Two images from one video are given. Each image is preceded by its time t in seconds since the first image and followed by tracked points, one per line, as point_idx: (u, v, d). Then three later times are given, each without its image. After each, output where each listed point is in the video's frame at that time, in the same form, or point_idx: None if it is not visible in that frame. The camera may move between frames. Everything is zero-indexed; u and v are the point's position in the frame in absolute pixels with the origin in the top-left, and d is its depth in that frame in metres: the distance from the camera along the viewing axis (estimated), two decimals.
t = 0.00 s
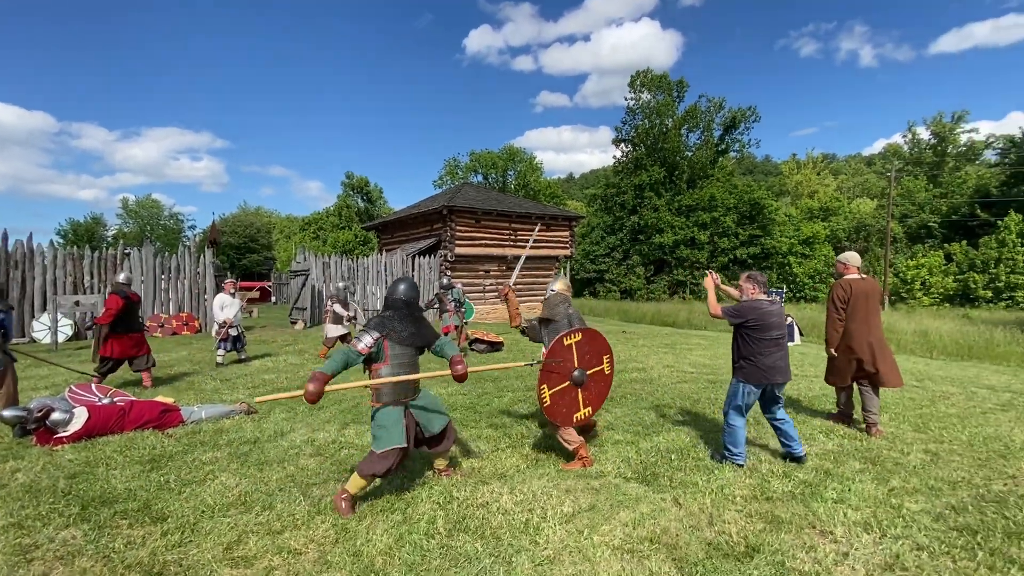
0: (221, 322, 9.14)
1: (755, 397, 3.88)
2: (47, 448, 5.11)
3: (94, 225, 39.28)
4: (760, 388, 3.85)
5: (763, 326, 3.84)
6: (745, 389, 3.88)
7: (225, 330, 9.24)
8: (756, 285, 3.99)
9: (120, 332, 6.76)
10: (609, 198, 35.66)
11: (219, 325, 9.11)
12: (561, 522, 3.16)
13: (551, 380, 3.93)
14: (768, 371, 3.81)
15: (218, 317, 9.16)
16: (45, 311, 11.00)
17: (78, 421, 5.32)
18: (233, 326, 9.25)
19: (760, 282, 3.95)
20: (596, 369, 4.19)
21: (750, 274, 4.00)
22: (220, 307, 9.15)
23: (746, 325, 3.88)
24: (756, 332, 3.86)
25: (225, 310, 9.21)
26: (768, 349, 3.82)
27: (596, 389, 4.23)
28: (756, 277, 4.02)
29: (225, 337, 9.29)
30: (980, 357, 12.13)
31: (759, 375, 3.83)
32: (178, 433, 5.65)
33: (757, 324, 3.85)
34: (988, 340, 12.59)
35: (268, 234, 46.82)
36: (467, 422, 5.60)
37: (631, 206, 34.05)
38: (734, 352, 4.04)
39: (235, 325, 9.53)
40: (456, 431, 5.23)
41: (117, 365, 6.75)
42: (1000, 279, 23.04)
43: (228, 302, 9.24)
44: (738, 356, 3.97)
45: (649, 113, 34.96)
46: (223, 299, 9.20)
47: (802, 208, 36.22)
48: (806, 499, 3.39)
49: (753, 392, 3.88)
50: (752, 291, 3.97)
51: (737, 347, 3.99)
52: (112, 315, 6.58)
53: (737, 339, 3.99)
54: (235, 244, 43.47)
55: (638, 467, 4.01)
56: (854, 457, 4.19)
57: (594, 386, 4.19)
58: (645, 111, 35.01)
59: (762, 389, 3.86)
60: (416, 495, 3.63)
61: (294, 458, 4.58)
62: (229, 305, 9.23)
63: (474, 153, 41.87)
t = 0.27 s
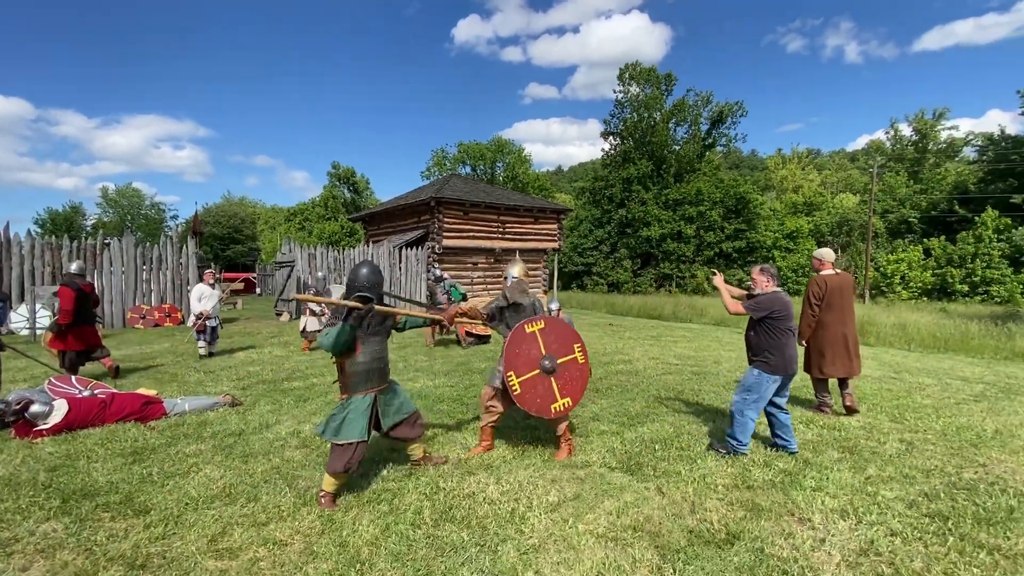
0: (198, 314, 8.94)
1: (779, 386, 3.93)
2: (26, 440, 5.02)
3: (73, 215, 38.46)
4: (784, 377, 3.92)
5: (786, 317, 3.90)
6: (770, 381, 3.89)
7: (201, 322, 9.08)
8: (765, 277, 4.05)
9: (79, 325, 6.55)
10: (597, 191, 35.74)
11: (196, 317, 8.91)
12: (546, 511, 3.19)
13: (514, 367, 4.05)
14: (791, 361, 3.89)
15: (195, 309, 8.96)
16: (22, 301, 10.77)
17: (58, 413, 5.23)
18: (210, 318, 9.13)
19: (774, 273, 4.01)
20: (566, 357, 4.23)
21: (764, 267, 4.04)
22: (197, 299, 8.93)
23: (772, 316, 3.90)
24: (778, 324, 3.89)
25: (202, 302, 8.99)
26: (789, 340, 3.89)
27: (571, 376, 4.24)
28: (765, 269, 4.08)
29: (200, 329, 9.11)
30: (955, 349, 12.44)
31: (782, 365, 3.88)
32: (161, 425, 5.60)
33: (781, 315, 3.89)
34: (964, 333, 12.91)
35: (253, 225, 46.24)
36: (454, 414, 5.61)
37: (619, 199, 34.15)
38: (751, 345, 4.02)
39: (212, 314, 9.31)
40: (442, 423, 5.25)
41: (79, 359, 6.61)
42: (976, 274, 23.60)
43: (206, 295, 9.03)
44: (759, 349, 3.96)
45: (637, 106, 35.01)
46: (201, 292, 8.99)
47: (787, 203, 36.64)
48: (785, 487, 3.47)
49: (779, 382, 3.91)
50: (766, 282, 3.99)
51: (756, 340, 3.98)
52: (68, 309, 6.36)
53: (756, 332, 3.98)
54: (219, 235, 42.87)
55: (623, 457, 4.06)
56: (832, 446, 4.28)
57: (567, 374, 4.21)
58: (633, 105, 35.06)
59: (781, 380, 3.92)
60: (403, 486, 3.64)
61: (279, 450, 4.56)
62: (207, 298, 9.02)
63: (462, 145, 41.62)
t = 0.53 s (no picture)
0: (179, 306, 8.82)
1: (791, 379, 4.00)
2: (12, 433, 4.99)
3: (57, 205, 37.80)
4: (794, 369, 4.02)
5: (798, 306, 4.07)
6: (784, 372, 3.97)
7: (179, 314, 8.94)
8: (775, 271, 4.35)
9: (46, 318, 6.46)
10: (588, 184, 35.75)
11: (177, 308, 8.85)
12: (535, 501, 3.24)
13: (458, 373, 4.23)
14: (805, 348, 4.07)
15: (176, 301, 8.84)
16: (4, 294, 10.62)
17: (44, 406, 5.20)
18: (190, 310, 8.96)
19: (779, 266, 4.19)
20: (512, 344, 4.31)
21: (775, 259, 4.33)
22: (179, 290, 8.87)
23: (787, 306, 4.04)
24: (791, 313, 4.06)
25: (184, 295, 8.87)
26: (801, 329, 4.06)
27: (524, 355, 4.35)
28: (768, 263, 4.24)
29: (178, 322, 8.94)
30: (938, 343, 12.68)
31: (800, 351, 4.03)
32: (149, 418, 5.58)
33: (794, 305, 4.05)
34: (946, 326, 13.15)
35: (242, 217, 45.78)
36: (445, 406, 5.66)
37: (611, 192, 34.17)
38: (762, 337, 4.10)
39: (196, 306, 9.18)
40: (435, 415, 5.29)
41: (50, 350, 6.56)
42: (960, 268, 24.01)
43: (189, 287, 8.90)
44: (771, 341, 4.03)
45: (629, 99, 34.99)
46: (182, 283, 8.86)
47: (776, 197, 36.92)
48: (769, 477, 3.54)
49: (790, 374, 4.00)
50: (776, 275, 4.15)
51: (768, 331, 4.07)
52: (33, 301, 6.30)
53: (768, 323, 4.09)
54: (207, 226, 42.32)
55: (612, 448, 4.12)
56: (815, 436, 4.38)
57: (517, 356, 4.31)
58: (625, 98, 35.04)
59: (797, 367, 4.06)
60: (395, 477, 3.68)
61: (270, 443, 4.57)
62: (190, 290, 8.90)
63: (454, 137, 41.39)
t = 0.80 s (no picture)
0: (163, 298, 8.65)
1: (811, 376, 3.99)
2: (9, 423, 5.00)
3: (48, 194, 37.45)
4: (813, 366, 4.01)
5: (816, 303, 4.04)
6: (805, 370, 3.96)
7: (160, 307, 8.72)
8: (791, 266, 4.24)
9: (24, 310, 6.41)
10: (585, 176, 35.72)
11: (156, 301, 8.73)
12: (532, 490, 3.29)
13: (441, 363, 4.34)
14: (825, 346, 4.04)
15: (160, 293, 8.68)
16: None
17: (41, 396, 5.21)
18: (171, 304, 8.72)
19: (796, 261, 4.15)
20: (494, 337, 4.31)
21: (790, 254, 4.22)
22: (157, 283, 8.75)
23: (805, 303, 4.01)
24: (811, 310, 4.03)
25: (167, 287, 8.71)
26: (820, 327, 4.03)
27: (505, 350, 4.33)
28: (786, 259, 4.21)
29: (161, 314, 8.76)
30: (929, 336, 12.82)
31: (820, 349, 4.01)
32: (147, 408, 5.60)
33: (812, 302, 4.02)
34: (938, 319, 13.30)
35: (237, 207, 45.52)
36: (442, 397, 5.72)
37: (607, 185, 34.16)
38: (780, 335, 4.05)
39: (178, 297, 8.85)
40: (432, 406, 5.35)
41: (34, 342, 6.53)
42: (952, 263, 24.25)
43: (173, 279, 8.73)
44: (789, 339, 3.99)
45: (626, 91, 34.89)
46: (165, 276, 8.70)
47: (772, 191, 37.01)
48: (761, 467, 3.61)
49: (810, 372, 3.99)
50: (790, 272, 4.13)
51: (787, 329, 4.02)
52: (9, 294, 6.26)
53: (787, 321, 4.04)
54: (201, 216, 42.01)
55: (606, 439, 4.18)
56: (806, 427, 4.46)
57: (497, 350, 4.31)
58: (622, 90, 34.93)
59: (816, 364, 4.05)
60: (393, 466, 3.73)
61: (268, 432, 4.61)
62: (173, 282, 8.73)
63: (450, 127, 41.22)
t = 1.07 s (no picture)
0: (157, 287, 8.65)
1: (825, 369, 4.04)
2: (18, 411, 5.08)
3: (48, 183, 37.40)
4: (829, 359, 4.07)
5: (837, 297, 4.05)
6: (822, 363, 4.01)
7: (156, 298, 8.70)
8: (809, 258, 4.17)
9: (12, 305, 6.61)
10: (586, 168, 35.64)
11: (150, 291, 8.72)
12: (535, 478, 3.36)
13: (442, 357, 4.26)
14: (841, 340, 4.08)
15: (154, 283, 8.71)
16: None
17: (49, 384, 5.28)
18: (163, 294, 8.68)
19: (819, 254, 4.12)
20: (497, 327, 4.41)
21: (810, 246, 4.14)
22: (152, 272, 8.75)
23: (830, 296, 4.00)
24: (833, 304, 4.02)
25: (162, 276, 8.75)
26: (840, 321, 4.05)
27: (506, 340, 4.44)
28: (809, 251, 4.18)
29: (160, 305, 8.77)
30: (929, 330, 12.88)
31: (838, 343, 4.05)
32: (153, 397, 5.66)
33: (836, 296, 4.02)
34: (937, 314, 13.35)
35: (237, 198, 45.48)
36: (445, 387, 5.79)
37: (608, 177, 34.11)
38: (799, 329, 4.07)
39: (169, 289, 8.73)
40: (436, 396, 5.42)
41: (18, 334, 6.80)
42: (953, 257, 24.27)
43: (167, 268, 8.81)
44: (807, 332, 4.03)
45: (629, 82, 34.72)
46: (158, 264, 8.77)
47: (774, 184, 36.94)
48: (760, 457, 3.67)
49: (826, 365, 4.04)
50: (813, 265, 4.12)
51: (806, 323, 4.04)
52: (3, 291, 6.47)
53: (807, 316, 4.04)
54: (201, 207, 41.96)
55: (608, 429, 4.25)
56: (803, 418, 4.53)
57: (498, 340, 4.41)
58: (624, 81, 34.76)
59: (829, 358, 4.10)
60: (398, 455, 3.79)
61: (275, 421, 4.68)
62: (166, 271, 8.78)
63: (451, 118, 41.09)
